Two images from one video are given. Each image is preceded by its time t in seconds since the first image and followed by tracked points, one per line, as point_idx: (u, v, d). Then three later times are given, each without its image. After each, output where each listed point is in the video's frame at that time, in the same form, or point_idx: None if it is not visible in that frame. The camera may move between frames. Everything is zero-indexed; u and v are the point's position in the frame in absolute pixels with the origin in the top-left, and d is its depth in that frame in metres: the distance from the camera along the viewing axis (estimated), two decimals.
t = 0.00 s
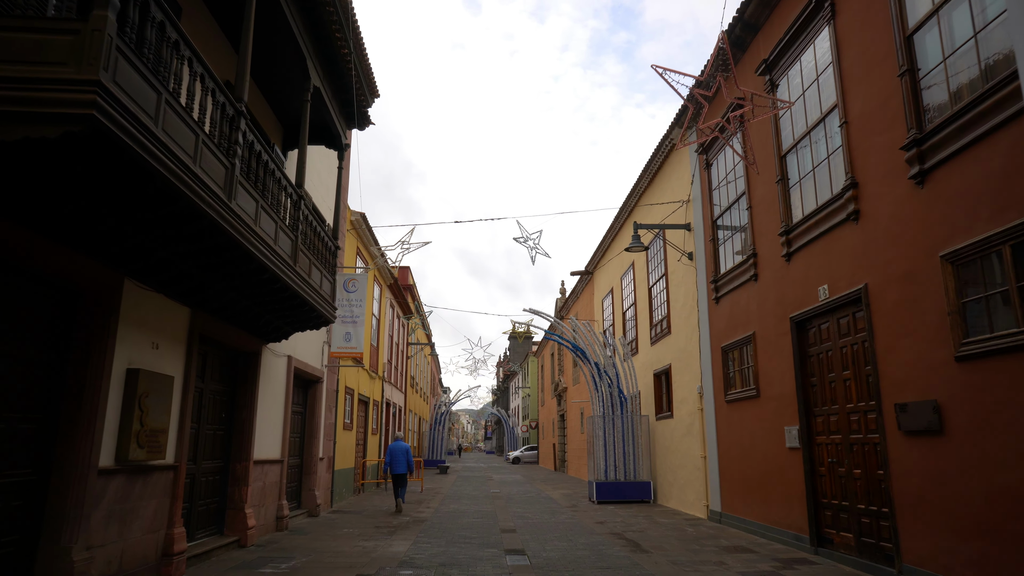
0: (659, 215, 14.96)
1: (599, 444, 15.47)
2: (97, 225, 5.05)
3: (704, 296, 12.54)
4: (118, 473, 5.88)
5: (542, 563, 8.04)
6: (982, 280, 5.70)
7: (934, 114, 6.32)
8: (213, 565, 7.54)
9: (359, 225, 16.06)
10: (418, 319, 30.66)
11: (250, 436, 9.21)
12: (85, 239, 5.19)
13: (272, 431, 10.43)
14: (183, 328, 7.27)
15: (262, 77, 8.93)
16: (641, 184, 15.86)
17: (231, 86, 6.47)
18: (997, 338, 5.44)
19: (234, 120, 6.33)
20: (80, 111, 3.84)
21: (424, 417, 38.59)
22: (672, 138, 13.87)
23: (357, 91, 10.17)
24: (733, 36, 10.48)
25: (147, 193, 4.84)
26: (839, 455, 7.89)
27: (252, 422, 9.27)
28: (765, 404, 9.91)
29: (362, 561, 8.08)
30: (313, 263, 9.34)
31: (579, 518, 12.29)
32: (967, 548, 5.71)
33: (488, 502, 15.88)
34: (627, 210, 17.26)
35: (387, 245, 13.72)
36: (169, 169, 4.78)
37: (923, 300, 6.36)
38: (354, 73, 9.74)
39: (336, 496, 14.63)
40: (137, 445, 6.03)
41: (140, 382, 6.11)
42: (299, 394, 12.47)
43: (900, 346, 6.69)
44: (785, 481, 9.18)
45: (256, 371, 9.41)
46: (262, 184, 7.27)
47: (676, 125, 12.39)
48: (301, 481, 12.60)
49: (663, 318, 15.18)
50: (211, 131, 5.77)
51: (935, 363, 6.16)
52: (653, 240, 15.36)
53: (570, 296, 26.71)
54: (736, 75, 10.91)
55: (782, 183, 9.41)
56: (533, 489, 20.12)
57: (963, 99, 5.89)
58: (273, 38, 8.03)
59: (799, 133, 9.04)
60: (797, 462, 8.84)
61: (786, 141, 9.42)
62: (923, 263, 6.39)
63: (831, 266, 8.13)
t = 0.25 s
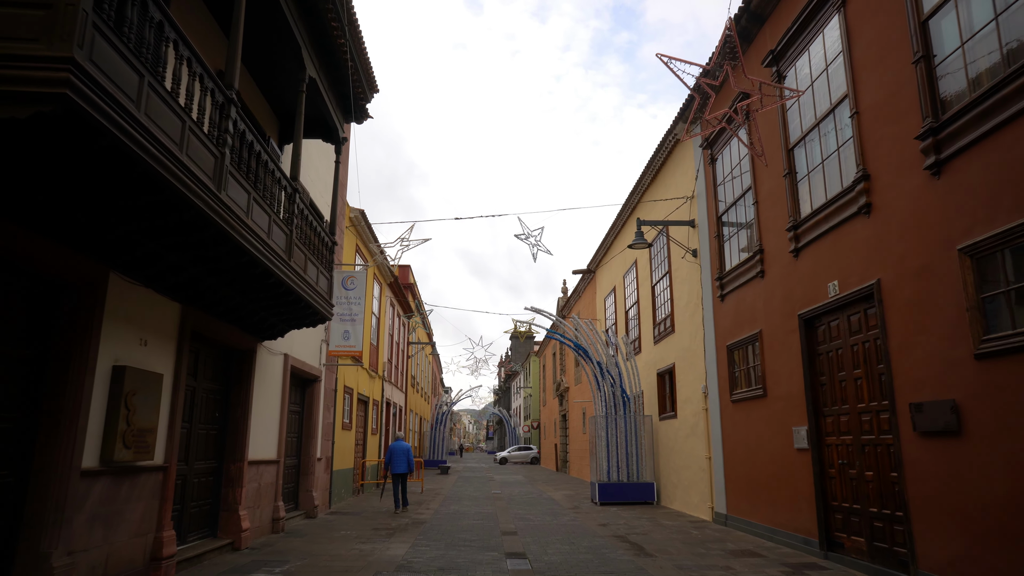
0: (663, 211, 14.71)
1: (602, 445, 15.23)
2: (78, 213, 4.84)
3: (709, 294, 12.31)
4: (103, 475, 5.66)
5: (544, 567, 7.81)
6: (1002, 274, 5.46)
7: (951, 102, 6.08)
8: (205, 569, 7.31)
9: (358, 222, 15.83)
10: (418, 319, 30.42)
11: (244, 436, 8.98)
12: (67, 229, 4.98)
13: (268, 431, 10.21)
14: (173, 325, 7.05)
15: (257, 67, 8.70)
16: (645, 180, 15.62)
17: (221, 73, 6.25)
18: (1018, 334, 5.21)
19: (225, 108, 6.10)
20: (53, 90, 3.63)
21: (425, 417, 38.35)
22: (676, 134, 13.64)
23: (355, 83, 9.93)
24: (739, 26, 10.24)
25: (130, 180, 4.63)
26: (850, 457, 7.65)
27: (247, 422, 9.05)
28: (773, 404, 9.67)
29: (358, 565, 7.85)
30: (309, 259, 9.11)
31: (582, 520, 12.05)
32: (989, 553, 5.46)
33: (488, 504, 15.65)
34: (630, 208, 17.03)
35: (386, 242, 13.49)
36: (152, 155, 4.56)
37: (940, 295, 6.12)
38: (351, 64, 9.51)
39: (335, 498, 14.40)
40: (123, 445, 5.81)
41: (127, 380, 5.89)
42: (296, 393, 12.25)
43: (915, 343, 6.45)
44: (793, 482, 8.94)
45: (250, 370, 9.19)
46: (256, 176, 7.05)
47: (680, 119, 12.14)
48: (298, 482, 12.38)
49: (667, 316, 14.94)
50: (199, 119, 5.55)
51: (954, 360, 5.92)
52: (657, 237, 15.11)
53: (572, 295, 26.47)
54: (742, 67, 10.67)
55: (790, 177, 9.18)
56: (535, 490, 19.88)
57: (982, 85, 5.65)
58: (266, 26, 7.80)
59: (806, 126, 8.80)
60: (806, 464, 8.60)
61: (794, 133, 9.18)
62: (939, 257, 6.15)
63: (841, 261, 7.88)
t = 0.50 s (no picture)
0: (666, 208, 14.50)
1: (603, 445, 15.04)
2: (57, 203, 4.64)
3: (712, 292, 12.12)
4: (88, 477, 5.47)
5: (544, 570, 7.62)
6: (1019, 268, 5.26)
7: (966, 91, 5.88)
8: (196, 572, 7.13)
9: (356, 219, 15.63)
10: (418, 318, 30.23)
11: (238, 436, 8.80)
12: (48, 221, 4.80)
13: (263, 430, 10.02)
14: (164, 323, 6.86)
15: (251, 58, 8.50)
16: (647, 176, 15.41)
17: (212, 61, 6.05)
18: None
19: (214, 97, 5.90)
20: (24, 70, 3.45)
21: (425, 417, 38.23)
22: (679, 129, 13.45)
23: (351, 75, 9.73)
24: (743, 18, 10.04)
25: (112, 169, 4.45)
26: (859, 457, 7.45)
27: (241, 421, 8.86)
28: (778, 404, 9.47)
29: (354, 568, 7.67)
30: (305, 255, 8.91)
31: (583, 522, 11.86)
32: (1005, 557, 5.27)
33: (488, 505, 15.46)
34: (632, 205, 16.84)
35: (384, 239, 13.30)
36: (135, 143, 4.38)
37: (955, 292, 5.92)
38: (347, 56, 9.30)
39: (333, 498, 14.22)
40: (109, 445, 5.63)
41: (113, 379, 5.70)
42: (293, 392, 12.06)
43: (927, 341, 6.25)
44: (799, 484, 8.74)
45: (245, 368, 9.00)
46: (247, 168, 6.84)
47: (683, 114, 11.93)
48: (295, 482, 12.20)
49: (669, 315, 14.74)
50: (186, 107, 5.35)
51: (969, 358, 5.72)
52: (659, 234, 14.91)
53: (573, 294, 26.28)
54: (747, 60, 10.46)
55: (796, 172, 8.98)
56: (535, 490, 19.66)
57: (998, 73, 5.45)
58: (259, 15, 7.60)
59: (813, 119, 8.61)
60: (813, 465, 8.40)
61: (801, 125, 8.97)
62: (953, 251, 5.95)
63: (850, 256, 7.68)
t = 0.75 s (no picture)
0: (669, 203, 14.29)
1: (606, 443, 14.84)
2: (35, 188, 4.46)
3: (716, 288, 11.93)
4: (73, 476, 5.29)
5: (545, 571, 7.43)
6: None
7: (981, 75, 5.67)
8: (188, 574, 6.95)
9: (356, 215, 15.45)
10: (419, 316, 30.05)
11: (233, 434, 8.62)
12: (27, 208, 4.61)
13: (259, 429, 9.84)
14: (154, 318, 6.68)
15: (245, 48, 8.31)
16: (650, 171, 15.21)
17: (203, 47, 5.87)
18: None
19: (204, 83, 5.70)
20: None
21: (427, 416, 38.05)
22: (682, 123, 13.25)
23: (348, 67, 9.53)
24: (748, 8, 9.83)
25: (92, 153, 4.26)
26: (869, 455, 7.25)
27: (236, 419, 8.68)
28: (784, 401, 9.27)
29: (351, 569, 7.48)
30: (301, 250, 8.71)
31: (585, 521, 11.67)
32: None
33: (490, 504, 15.27)
34: (634, 201, 16.64)
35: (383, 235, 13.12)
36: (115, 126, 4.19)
37: (970, 283, 5.72)
38: (344, 46, 9.10)
39: (331, 498, 14.03)
40: (95, 443, 5.44)
41: (100, 375, 5.52)
42: (291, 390, 11.89)
43: (941, 335, 6.05)
44: (807, 482, 8.54)
45: (240, 365, 8.82)
46: (240, 159, 6.65)
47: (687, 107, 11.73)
48: (293, 482, 12.02)
49: (672, 312, 14.54)
50: (174, 92, 5.16)
51: (985, 352, 5.51)
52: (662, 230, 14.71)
53: (575, 293, 26.10)
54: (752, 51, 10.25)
55: (802, 163, 8.79)
56: (537, 490, 19.47)
57: (1017, 55, 5.24)
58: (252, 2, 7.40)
59: (820, 109, 8.41)
60: (821, 463, 8.20)
61: (807, 116, 8.76)
62: (969, 241, 5.75)
63: (859, 249, 7.47)
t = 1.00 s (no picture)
0: (673, 200, 14.07)
1: (609, 444, 14.63)
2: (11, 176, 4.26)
3: (721, 286, 11.72)
4: (57, 478, 5.09)
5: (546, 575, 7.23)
6: None
7: (1000, 60, 5.44)
8: None
9: (356, 212, 15.25)
10: (421, 316, 29.88)
11: (228, 435, 8.43)
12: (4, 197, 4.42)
13: (256, 429, 9.65)
14: (144, 315, 6.49)
15: (240, 39, 8.12)
16: (654, 168, 14.99)
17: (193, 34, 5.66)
18: None
19: (194, 71, 5.50)
20: None
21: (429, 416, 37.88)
22: (687, 118, 13.03)
23: (346, 59, 9.32)
24: None
25: (69, 139, 4.06)
26: (881, 456, 7.03)
27: (231, 419, 8.49)
28: (792, 401, 9.06)
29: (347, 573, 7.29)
30: (297, 246, 8.50)
31: (588, 524, 11.45)
32: None
33: (491, 506, 15.07)
34: (638, 198, 16.42)
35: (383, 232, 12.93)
36: (92, 110, 3.98)
37: (989, 278, 5.49)
38: (341, 37, 8.89)
39: (331, 499, 13.83)
40: (80, 444, 5.26)
41: (85, 373, 5.33)
42: (289, 390, 11.70)
43: (958, 332, 5.83)
44: (816, 485, 8.32)
45: (235, 364, 8.63)
46: (233, 151, 6.44)
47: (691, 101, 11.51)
48: (291, 483, 11.83)
49: (677, 310, 14.33)
50: (160, 78, 4.95)
51: (1007, 349, 5.29)
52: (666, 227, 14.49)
53: (578, 292, 25.89)
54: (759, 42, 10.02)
55: (811, 157, 8.57)
56: (540, 491, 19.26)
57: None
58: None
59: (829, 101, 8.18)
60: (831, 464, 7.98)
61: (816, 108, 8.54)
62: (988, 234, 5.52)
63: (871, 244, 7.25)
